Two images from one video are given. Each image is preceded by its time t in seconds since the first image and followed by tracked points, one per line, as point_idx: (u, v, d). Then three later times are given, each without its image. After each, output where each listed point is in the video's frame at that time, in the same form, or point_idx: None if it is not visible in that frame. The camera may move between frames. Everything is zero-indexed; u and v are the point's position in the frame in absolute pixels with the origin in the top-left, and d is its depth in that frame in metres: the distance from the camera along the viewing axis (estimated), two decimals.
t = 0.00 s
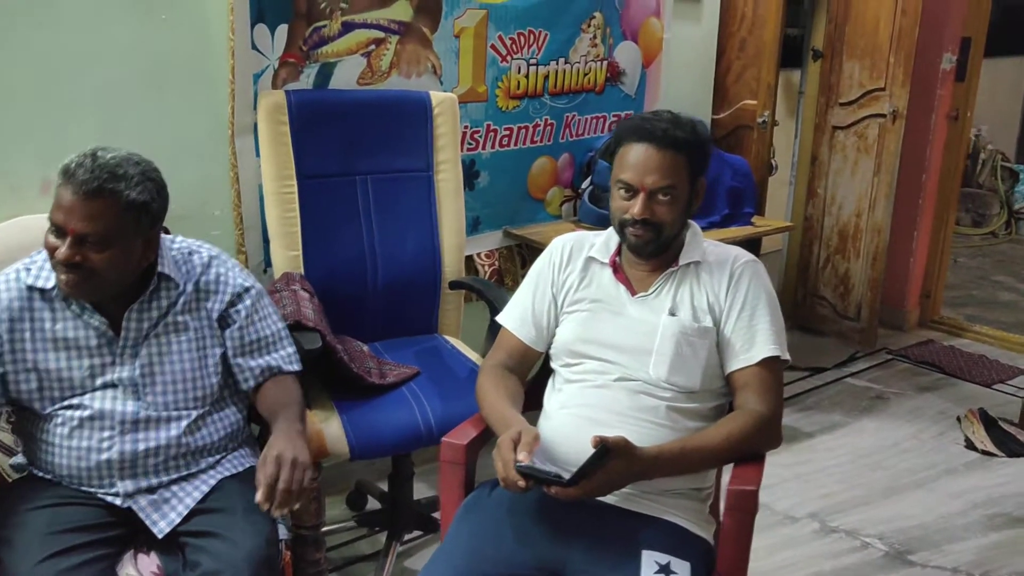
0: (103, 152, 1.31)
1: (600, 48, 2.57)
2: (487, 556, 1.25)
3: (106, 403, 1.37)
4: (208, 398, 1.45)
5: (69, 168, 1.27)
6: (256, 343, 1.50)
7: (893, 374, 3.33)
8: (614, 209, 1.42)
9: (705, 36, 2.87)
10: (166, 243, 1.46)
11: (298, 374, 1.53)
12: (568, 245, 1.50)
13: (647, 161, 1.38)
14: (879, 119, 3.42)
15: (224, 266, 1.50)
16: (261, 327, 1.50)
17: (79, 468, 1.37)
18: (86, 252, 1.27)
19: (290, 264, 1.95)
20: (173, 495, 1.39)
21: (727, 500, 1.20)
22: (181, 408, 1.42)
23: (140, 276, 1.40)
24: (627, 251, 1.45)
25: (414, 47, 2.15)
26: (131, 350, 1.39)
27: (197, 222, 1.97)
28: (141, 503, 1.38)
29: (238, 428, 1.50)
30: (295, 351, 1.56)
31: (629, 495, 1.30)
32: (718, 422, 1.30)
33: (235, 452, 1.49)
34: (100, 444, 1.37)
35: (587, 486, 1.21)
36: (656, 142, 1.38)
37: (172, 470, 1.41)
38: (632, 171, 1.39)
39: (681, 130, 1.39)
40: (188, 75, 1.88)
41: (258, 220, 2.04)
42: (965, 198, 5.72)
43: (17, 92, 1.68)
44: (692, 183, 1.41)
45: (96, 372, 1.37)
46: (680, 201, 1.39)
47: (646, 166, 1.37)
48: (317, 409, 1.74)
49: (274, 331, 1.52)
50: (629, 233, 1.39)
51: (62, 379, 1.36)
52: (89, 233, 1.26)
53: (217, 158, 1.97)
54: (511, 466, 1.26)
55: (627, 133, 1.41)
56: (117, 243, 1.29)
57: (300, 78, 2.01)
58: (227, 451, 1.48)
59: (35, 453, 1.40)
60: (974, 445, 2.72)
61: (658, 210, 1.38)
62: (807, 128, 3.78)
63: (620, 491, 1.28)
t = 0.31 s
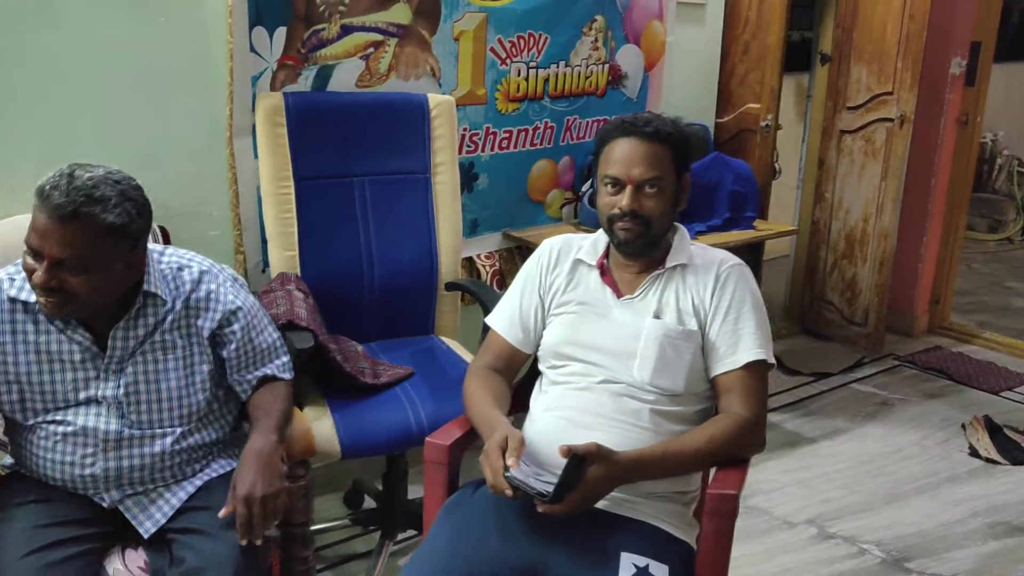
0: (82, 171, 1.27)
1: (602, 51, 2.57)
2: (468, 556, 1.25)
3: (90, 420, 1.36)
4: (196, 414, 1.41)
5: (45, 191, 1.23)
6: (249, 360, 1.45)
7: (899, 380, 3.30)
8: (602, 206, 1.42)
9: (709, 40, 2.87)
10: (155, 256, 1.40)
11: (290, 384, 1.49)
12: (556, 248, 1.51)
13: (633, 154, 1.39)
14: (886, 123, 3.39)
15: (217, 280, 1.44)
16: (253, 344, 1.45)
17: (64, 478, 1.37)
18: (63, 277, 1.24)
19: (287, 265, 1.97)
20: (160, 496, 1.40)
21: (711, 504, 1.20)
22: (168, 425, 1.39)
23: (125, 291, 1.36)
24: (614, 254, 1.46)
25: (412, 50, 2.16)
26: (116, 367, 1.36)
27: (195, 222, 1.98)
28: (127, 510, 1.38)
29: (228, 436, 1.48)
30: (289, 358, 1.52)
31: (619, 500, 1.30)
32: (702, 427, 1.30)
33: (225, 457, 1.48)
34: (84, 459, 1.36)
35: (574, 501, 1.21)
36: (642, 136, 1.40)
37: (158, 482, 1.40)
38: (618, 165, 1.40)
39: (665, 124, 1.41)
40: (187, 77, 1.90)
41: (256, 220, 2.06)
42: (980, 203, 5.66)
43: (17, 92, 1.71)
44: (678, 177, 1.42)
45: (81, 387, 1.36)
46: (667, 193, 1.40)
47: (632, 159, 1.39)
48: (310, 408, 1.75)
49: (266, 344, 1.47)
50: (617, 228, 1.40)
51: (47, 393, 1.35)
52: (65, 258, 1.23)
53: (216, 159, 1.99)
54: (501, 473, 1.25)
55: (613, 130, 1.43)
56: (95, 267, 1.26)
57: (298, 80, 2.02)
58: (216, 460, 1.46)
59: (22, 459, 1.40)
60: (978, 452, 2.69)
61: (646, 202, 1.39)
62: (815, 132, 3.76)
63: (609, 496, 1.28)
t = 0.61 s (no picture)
0: (102, 182, 1.25)
1: (621, 52, 2.56)
2: (476, 555, 1.26)
3: (113, 427, 1.36)
4: (218, 423, 1.42)
5: (65, 202, 1.22)
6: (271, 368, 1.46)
7: (924, 384, 3.25)
8: (614, 200, 1.44)
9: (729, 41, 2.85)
10: (177, 266, 1.41)
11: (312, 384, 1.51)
12: (569, 248, 1.51)
13: (644, 146, 1.42)
14: (911, 124, 3.35)
15: (240, 290, 1.44)
16: (276, 352, 1.46)
17: (85, 482, 1.38)
18: (85, 287, 1.23)
19: (304, 264, 1.98)
20: (178, 495, 1.40)
21: (717, 505, 1.19)
22: (189, 434, 1.40)
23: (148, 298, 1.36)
24: (626, 253, 1.46)
25: (430, 50, 2.17)
26: (139, 375, 1.36)
27: (213, 221, 2.01)
28: (146, 510, 1.39)
29: (246, 441, 1.49)
30: (313, 358, 1.54)
31: (625, 501, 1.29)
32: (712, 428, 1.29)
33: (244, 461, 1.49)
34: (105, 465, 1.37)
35: (580, 501, 1.20)
36: (652, 129, 1.44)
37: (178, 488, 1.41)
38: (629, 158, 1.43)
39: (673, 119, 1.46)
40: (206, 79, 1.92)
41: (274, 220, 2.08)
42: (1015, 206, 5.57)
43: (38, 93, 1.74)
44: (688, 172, 1.45)
45: (106, 394, 1.36)
46: (678, 183, 1.42)
47: (643, 149, 1.42)
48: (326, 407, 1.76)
49: (287, 352, 1.48)
50: (629, 219, 1.41)
51: (71, 399, 1.36)
52: (87, 269, 1.22)
53: (234, 159, 2.01)
54: (507, 477, 1.26)
55: (622, 128, 1.47)
56: (117, 277, 1.25)
57: (316, 81, 2.04)
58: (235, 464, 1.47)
59: (43, 460, 1.41)
60: (1004, 458, 2.64)
61: (657, 191, 1.41)
62: (839, 133, 3.72)
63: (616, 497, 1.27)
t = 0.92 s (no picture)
0: (118, 185, 1.27)
1: (636, 52, 2.56)
2: (486, 555, 1.27)
3: (129, 426, 1.38)
4: (232, 423, 1.44)
5: (82, 205, 1.24)
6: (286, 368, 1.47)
7: (943, 385, 3.23)
8: (626, 197, 1.45)
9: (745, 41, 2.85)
10: (193, 266, 1.42)
11: (324, 384, 1.51)
12: (581, 249, 1.51)
13: (657, 142, 1.43)
14: (930, 123, 3.32)
15: (256, 291, 1.46)
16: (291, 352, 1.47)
17: (102, 480, 1.40)
18: (101, 288, 1.25)
19: (319, 264, 2.00)
20: (193, 495, 1.42)
21: (727, 506, 1.19)
22: (204, 434, 1.42)
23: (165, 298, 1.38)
24: (638, 252, 1.46)
25: (444, 51, 2.18)
26: (155, 375, 1.38)
27: (229, 222, 2.03)
28: (161, 509, 1.41)
29: (260, 440, 1.51)
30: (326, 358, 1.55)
31: (634, 501, 1.30)
32: (723, 429, 1.29)
33: (258, 460, 1.50)
34: (122, 464, 1.39)
35: (590, 502, 1.21)
36: (665, 126, 1.45)
37: (193, 487, 1.42)
38: (641, 155, 1.44)
39: (686, 118, 1.46)
40: (222, 81, 1.94)
41: (289, 220, 2.09)
42: None
43: (58, 95, 1.76)
44: (701, 170, 1.46)
45: (123, 394, 1.38)
46: (690, 179, 1.42)
47: (655, 146, 1.43)
48: (340, 407, 1.77)
49: (302, 352, 1.49)
50: (641, 214, 1.41)
51: (88, 398, 1.38)
52: (104, 271, 1.24)
53: (250, 160, 2.03)
54: (517, 479, 1.26)
55: (635, 126, 1.48)
56: (134, 278, 1.26)
57: (331, 82, 2.06)
58: (249, 464, 1.49)
59: (61, 458, 1.43)
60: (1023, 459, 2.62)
61: (670, 186, 1.41)
62: (857, 133, 3.70)
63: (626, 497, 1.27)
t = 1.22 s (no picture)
0: (94, 190, 1.26)
1: (626, 52, 2.56)
2: (476, 557, 1.26)
3: (117, 429, 1.38)
4: (221, 425, 1.43)
5: (59, 212, 1.23)
6: (273, 370, 1.47)
7: (938, 382, 3.23)
8: (613, 196, 1.45)
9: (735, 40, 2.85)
10: (179, 268, 1.42)
11: (314, 385, 1.51)
12: (569, 249, 1.51)
13: (642, 141, 1.43)
14: (922, 120, 3.33)
15: (242, 292, 1.45)
16: (278, 353, 1.47)
17: (90, 484, 1.40)
18: (84, 293, 1.25)
19: (310, 267, 1.99)
20: (182, 497, 1.42)
21: (717, 506, 1.19)
22: (193, 436, 1.41)
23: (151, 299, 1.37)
24: (626, 252, 1.46)
25: (434, 53, 2.18)
26: (143, 377, 1.38)
27: (219, 225, 2.02)
28: (151, 512, 1.41)
29: (249, 442, 1.50)
30: (316, 360, 1.55)
31: (623, 501, 1.30)
32: (712, 428, 1.29)
33: (248, 463, 1.50)
34: (110, 467, 1.39)
35: (580, 503, 1.20)
36: (651, 125, 1.45)
37: (182, 489, 1.42)
38: (628, 154, 1.44)
39: (672, 117, 1.46)
40: (212, 84, 1.94)
41: (280, 223, 2.09)
42: None
43: (47, 100, 1.76)
44: (687, 168, 1.46)
45: (110, 397, 1.38)
46: (677, 176, 1.42)
47: (641, 144, 1.43)
48: (332, 410, 1.77)
49: (290, 353, 1.49)
50: (628, 213, 1.41)
51: (75, 401, 1.37)
52: (84, 275, 1.24)
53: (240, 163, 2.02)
54: (505, 481, 1.26)
55: (621, 125, 1.48)
56: (116, 281, 1.26)
57: (321, 85, 2.05)
58: (238, 466, 1.48)
59: (49, 462, 1.43)
60: (1017, 455, 2.62)
61: (657, 184, 1.41)
62: (850, 130, 3.70)
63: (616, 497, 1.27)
